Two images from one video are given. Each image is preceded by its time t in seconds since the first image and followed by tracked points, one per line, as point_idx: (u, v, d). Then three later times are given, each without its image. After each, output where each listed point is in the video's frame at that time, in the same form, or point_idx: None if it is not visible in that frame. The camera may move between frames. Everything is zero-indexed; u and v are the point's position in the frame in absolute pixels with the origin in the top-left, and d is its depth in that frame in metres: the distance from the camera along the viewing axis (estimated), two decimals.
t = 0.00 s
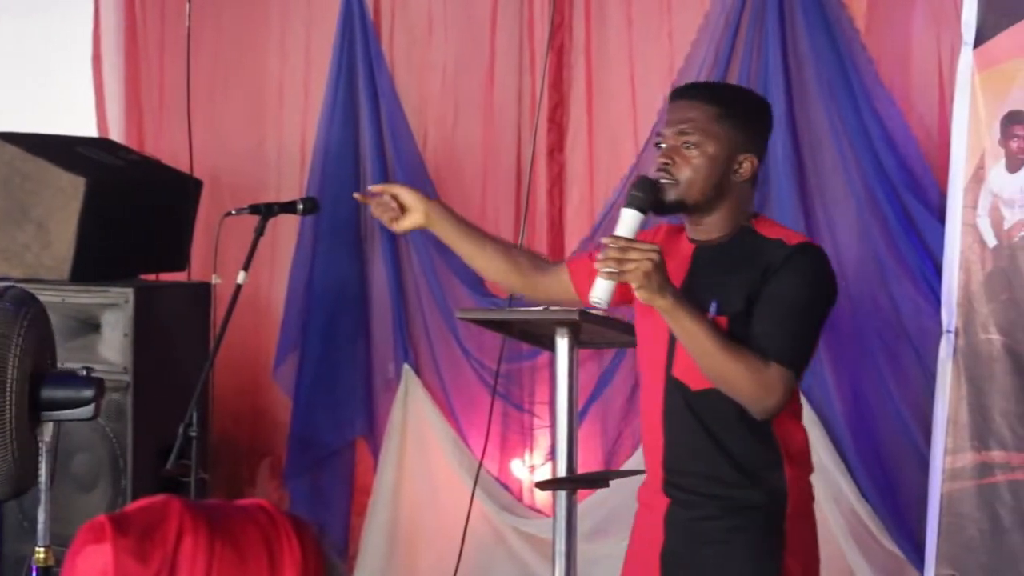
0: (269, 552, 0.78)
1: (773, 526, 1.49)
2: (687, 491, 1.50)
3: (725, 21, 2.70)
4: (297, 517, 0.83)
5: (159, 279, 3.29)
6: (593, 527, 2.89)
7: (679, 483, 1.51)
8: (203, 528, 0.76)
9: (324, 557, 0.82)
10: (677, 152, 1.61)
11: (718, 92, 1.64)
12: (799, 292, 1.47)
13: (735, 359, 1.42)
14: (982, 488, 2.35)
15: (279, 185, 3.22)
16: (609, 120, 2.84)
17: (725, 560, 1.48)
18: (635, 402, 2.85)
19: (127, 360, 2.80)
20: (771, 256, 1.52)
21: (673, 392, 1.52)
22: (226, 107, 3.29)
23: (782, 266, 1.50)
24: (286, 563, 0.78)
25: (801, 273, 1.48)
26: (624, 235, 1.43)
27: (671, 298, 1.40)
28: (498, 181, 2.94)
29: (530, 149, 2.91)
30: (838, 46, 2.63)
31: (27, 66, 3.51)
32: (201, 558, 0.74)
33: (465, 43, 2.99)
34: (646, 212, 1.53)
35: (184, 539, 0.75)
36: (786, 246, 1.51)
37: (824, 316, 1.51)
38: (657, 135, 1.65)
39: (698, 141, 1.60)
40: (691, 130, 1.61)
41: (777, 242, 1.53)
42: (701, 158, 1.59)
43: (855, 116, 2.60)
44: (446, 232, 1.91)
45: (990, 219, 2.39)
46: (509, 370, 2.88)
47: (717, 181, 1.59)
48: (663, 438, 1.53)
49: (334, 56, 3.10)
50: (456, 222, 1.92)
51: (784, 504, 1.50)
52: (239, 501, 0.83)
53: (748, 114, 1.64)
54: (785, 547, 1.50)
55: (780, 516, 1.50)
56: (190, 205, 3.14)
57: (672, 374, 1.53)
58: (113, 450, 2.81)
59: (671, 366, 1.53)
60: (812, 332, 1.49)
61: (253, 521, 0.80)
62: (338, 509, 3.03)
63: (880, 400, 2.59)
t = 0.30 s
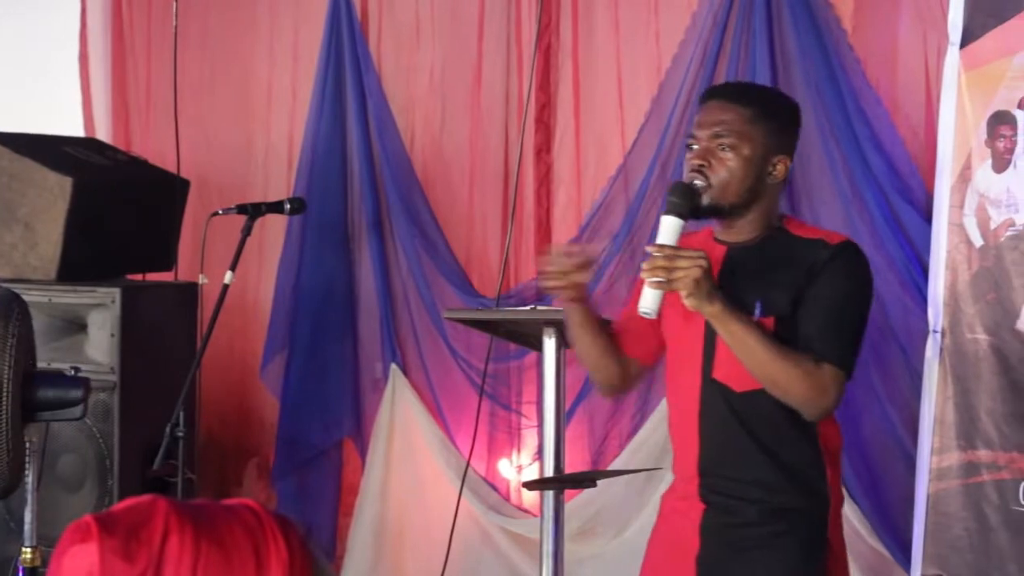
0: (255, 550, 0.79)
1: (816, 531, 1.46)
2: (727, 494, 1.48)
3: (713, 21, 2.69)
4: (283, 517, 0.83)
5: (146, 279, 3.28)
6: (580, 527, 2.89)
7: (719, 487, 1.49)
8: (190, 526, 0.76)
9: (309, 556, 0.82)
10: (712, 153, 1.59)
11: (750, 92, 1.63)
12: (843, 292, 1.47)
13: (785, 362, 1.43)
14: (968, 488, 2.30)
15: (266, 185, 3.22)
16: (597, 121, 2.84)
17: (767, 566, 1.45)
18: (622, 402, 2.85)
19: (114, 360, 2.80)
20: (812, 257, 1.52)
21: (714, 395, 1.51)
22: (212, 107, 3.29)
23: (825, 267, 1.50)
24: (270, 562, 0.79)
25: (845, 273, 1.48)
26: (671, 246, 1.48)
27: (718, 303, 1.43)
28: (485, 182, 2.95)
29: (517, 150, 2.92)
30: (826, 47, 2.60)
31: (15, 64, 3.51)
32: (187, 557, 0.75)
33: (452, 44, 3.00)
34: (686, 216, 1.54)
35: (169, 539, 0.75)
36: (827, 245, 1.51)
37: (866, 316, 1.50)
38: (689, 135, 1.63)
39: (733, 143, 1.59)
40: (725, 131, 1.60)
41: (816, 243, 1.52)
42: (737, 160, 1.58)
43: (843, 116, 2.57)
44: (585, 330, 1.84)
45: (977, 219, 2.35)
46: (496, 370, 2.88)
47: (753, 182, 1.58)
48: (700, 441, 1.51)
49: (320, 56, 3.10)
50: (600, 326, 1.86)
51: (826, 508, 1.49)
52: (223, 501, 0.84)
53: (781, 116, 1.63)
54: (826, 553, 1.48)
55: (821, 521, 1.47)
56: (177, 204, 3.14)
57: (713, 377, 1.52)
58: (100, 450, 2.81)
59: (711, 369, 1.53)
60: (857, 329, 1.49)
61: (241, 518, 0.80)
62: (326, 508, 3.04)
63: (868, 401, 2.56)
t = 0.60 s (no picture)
0: (239, 549, 0.79)
1: (837, 536, 1.45)
2: (749, 503, 1.46)
3: (701, 21, 2.70)
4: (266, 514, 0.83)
5: (134, 278, 3.28)
6: (569, 527, 2.89)
7: (740, 495, 1.46)
8: (174, 528, 0.76)
9: (295, 554, 0.82)
10: (731, 165, 1.54)
11: (763, 98, 1.58)
12: (866, 304, 1.49)
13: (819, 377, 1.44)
14: (955, 488, 2.30)
15: (254, 185, 3.21)
16: (585, 121, 2.84)
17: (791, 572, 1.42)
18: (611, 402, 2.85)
19: (101, 360, 2.80)
20: (832, 266, 1.52)
21: (736, 405, 1.49)
22: (200, 107, 3.29)
23: (848, 278, 1.51)
24: (255, 562, 0.79)
25: (866, 285, 1.50)
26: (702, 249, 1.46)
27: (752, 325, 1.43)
28: (473, 182, 2.95)
29: (505, 149, 2.92)
30: (814, 47, 2.59)
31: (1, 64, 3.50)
32: (171, 558, 0.74)
33: (440, 43, 3.00)
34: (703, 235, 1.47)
35: (153, 540, 0.75)
36: (846, 254, 1.52)
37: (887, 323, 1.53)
38: (702, 146, 1.57)
39: (751, 155, 1.53)
40: (743, 142, 1.54)
41: (836, 251, 1.53)
42: (758, 171, 1.53)
43: (830, 115, 2.56)
44: (663, 354, 1.58)
45: (964, 219, 2.35)
46: (485, 370, 2.88)
47: (774, 194, 1.54)
48: (720, 449, 1.49)
49: (309, 56, 3.12)
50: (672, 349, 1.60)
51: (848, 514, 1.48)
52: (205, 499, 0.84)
53: (792, 121, 1.59)
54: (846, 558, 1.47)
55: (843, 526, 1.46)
56: (165, 204, 3.14)
57: (736, 389, 1.50)
58: (88, 450, 2.81)
59: (733, 380, 1.51)
60: (879, 337, 1.50)
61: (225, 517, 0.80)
62: (315, 508, 3.05)
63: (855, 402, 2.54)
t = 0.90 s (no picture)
0: (229, 548, 0.79)
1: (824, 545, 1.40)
2: (737, 508, 1.39)
3: (694, 22, 2.70)
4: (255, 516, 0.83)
5: (127, 278, 3.28)
6: (562, 527, 2.90)
7: (726, 501, 1.40)
8: (163, 529, 0.76)
9: (285, 555, 0.82)
10: (719, 160, 1.50)
11: (751, 95, 1.56)
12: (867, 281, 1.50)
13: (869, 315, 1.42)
14: (948, 487, 2.30)
15: (248, 185, 3.21)
16: (578, 121, 2.84)
17: None
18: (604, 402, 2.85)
19: (94, 360, 2.80)
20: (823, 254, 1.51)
21: (726, 406, 1.42)
22: (193, 107, 3.28)
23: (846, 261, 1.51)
24: (245, 563, 0.78)
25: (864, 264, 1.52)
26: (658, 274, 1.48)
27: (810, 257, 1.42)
28: (467, 182, 2.95)
29: (499, 149, 2.92)
30: (806, 48, 2.59)
31: None
32: (161, 559, 0.74)
33: (434, 43, 3.01)
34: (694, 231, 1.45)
35: (143, 541, 0.75)
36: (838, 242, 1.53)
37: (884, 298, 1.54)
38: (690, 141, 1.53)
39: (740, 151, 1.50)
40: (732, 138, 1.51)
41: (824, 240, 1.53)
42: (747, 167, 1.50)
43: (823, 116, 2.56)
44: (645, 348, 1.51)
45: (956, 219, 2.35)
46: (478, 371, 2.88)
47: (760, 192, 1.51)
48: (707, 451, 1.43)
49: (302, 57, 3.12)
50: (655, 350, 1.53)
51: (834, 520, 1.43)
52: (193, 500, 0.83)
53: (779, 119, 1.57)
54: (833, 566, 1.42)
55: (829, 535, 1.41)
56: (158, 204, 3.14)
57: (725, 388, 1.43)
58: (80, 450, 2.80)
59: (721, 380, 1.44)
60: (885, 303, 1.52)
61: (214, 518, 0.80)
62: (308, 508, 3.05)
63: (847, 403, 2.52)
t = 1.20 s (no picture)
0: (225, 549, 0.79)
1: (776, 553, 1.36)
2: (687, 515, 1.35)
3: (691, 22, 2.70)
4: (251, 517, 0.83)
5: (124, 278, 3.28)
6: (560, 527, 2.90)
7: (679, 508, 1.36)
8: (159, 532, 0.75)
9: (280, 554, 0.83)
10: (659, 153, 1.48)
11: (703, 93, 1.55)
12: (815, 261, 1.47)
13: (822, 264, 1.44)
14: (945, 487, 2.31)
15: (245, 185, 3.21)
16: (576, 120, 2.83)
17: None
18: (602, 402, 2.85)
19: (91, 360, 2.79)
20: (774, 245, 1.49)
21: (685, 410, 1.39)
22: (191, 107, 3.28)
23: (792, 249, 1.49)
24: (242, 563, 0.79)
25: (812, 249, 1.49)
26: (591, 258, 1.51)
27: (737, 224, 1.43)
28: (465, 182, 2.95)
29: (496, 148, 2.92)
30: (804, 48, 2.59)
31: None
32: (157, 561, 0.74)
33: (431, 43, 3.01)
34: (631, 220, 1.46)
35: (138, 543, 0.75)
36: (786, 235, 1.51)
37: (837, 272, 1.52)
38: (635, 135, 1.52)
39: (682, 145, 1.48)
40: (673, 133, 1.49)
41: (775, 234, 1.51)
42: (688, 161, 1.47)
43: (821, 115, 2.56)
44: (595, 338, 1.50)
45: (954, 219, 2.35)
46: (476, 370, 2.87)
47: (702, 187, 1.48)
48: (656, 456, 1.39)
49: (300, 57, 3.12)
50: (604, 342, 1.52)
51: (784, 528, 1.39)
52: (189, 502, 0.83)
53: (728, 117, 1.55)
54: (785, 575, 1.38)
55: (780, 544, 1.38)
56: (155, 204, 3.14)
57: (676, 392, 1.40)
58: (78, 450, 2.80)
59: (672, 383, 1.41)
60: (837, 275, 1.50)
61: (210, 520, 0.80)
62: (306, 508, 3.05)
63: (845, 400, 2.53)
